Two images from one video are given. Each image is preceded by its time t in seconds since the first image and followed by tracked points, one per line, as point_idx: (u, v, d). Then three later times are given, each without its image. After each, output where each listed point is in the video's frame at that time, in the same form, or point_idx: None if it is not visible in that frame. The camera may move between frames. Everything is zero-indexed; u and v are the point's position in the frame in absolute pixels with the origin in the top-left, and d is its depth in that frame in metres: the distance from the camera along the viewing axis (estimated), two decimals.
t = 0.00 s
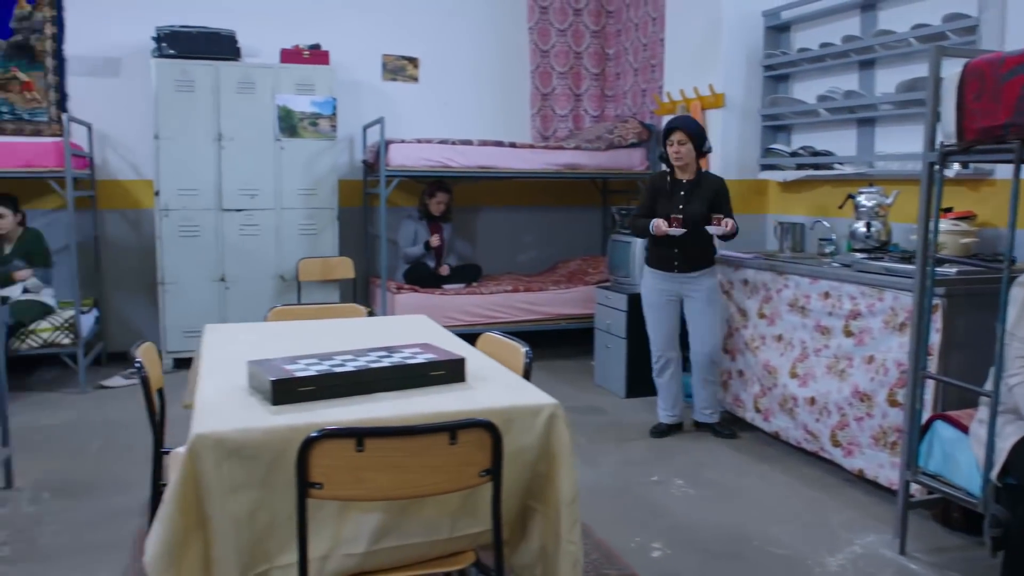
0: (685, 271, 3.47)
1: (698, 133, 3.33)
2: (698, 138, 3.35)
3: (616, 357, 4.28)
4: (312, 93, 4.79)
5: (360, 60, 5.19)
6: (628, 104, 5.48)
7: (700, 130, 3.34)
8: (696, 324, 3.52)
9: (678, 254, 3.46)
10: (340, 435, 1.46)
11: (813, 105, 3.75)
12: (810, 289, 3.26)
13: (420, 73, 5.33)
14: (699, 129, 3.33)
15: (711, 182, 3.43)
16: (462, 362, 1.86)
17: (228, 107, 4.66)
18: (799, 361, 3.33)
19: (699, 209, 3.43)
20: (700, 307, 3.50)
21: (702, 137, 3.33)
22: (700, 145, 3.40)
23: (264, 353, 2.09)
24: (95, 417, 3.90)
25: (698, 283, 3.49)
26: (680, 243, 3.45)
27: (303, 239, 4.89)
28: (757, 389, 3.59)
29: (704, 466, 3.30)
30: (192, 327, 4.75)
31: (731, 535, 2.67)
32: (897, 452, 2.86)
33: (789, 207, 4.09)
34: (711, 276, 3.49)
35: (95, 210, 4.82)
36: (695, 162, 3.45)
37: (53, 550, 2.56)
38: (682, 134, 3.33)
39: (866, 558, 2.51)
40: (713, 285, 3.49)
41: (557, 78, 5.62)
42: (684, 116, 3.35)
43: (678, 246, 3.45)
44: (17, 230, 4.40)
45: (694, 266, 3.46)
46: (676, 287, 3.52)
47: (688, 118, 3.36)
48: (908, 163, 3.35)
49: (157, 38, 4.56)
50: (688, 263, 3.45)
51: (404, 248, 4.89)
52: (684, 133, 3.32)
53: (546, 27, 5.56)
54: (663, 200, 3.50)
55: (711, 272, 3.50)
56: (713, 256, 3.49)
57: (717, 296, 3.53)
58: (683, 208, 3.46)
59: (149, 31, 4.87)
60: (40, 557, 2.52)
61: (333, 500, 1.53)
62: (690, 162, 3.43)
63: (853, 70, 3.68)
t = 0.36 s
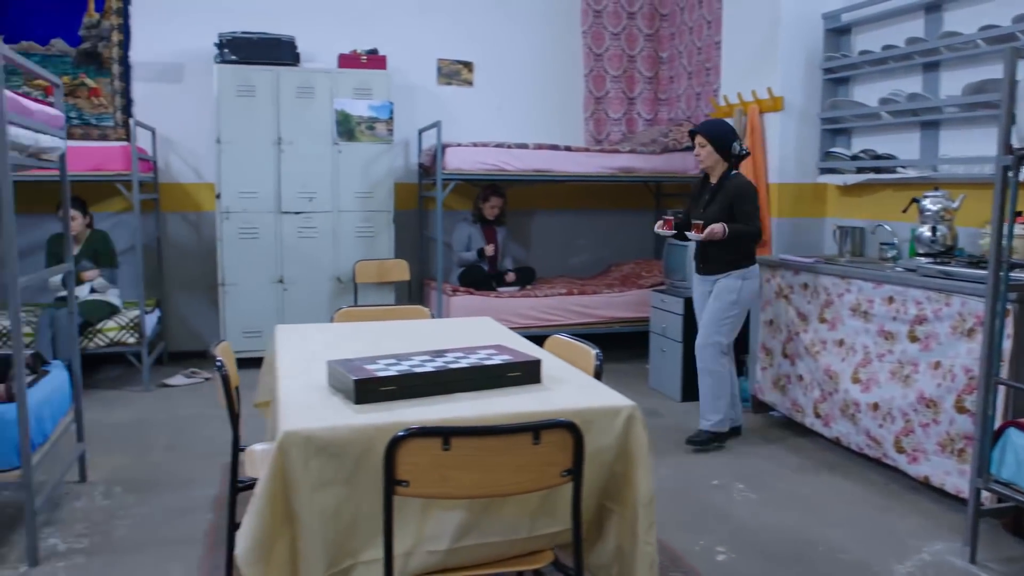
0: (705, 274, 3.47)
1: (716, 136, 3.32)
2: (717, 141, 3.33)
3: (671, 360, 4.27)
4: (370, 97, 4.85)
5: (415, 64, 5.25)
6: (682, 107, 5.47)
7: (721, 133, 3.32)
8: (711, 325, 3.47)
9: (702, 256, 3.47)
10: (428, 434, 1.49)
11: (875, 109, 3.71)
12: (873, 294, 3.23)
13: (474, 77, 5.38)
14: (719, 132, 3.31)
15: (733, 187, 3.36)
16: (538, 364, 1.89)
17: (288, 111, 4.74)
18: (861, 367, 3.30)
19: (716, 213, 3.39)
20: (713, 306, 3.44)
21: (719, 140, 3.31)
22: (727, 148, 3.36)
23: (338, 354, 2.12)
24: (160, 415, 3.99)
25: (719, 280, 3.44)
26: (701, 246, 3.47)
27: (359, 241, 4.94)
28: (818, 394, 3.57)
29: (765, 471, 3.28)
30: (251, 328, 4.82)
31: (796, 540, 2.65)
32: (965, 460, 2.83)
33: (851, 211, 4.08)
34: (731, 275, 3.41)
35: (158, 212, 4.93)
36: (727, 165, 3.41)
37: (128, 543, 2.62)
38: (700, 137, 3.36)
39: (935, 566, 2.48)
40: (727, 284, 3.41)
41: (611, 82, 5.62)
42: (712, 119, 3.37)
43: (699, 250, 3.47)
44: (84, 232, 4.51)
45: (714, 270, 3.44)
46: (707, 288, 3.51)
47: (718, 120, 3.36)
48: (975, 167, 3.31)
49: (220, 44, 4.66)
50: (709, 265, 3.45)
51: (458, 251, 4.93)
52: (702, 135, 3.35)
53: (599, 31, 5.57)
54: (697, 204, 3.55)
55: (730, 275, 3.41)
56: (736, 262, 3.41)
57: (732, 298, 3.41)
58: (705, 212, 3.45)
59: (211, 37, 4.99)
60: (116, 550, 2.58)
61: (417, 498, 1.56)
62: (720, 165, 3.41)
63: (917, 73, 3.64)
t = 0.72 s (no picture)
0: (719, 279, 3.45)
1: (729, 139, 3.29)
2: (729, 143, 3.29)
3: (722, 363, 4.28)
4: (421, 101, 4.89)
5: (465, 67, 5.29)
6: (732, 110, 5.45)
7: (736, 135, 3.28)
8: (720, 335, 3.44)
9: (716, 260, 3.45)
10: (510, 433, 1.51)
11: (933, 111, 3.68)
12: (933, 298, 3.20)
13: (524, 80, 5.41)
14: (733, 135, 3.29)
15: (741, 191, 3.30)
16: (609, 365, 1.91)
17: (340, 115, 4.80)
18: (920, 371, 3.27)
19: (724, 216, 3.36)
20: (724, 314, 3.41)
21: (730, 143, 3.28)
22: (742, 151, 3.31)
23: (408, 354, 2.15)
24: (217, 414, 4.06)
25: (728, 289, 3.40)
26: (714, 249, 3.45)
27: (410, 243, 4.99)
28: (874, 399, 3.54)
29: (822, 476, 3.26)
30: (303, 328, 4.88)
31: (858, 545, 2.64)
32: None
33: (906, 215, 4.05)
34: (737, 284, 3.36)
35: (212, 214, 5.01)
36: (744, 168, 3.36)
37: (196, 538, 2.68)
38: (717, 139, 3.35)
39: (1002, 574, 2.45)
40: (732, 293, 3.36)
41: (659, 84, 5.62)
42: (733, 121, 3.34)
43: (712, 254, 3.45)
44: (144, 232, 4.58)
45: (724, 275, 3.40)
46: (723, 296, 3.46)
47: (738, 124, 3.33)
48: None
49: (275, 49, 4.74)
50: (720, 270, 3.42)
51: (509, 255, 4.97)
52: (718, 137, 3.34)
53: (648, 33, 5.57)
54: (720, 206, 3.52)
55: (738, 282, 3.35)
56: (743, 268, 3.34)
57: (738, 307, 3.35)
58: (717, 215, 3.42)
59: (265, 42, 5.08)
60: (184, 545, 2.64)
61: (496, 497, 1.58)
62: (738, 168, 3.37)
63: (977, 74, 3.60)
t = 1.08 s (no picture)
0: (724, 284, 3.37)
1: (728, 142, 3.21)
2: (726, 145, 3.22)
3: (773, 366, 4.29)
4: (469, 104, 4.92)
5: (512, 71, 5.32)
6: (779, 112, 5.42)
7: (732, 137, 3.20)
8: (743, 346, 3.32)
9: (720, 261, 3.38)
10: (591, 433, 1.53)
11: (990, 113, 3.63)
12: (993, 302, 3.16)
13: (570, 83, 5.42)
14: (731, 137, 3.21)
15: (733, 194, 3.18)
16: (680, 367, 1.92)
17: (390, 118, 4.84)
18: (979, 377, 3.23)
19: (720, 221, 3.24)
20: (738, 326, 3.31)
21: (726, 145, 3.19)
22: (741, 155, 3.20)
23: (476, 355, 2.16)
24: (270, 412, 4.11)
25: (731, 297, 3.32)
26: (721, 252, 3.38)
27: (457, 245, 5.02)
28: (931, 404, 3.50)
29: (879, 480, 3.24)
30: (351, 329, 4.93)
31: (920, 551, 2.62)
32: None
33: (961, 217, 4.01)
34: (741, 291, 3.27)
35: (264, 216, 5.10)
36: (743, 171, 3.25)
37: (259, 534, 2.72)
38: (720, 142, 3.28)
39: None
40: (737, 300, 3.28)
41: (706, 87, 5.60)
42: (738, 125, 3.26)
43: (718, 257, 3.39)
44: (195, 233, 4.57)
45: (724, 278, 3.34)
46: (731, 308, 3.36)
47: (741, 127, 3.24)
48: None
49: (325, 53, 4.78)
50: (722, 273, 3.36)
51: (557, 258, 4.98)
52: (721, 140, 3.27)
53: (694, 36, 5.55)
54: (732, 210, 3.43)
55: (737, 286, 3.29)
56: (738, 271, 3.28)
57: (747, 313, 3.26)
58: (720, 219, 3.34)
59: (315, 46, 5.14)
60: (248, 541, 2.67)
61: (575, 496, 1.60)
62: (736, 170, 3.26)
63: None
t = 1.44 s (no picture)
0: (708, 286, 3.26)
1: (714, 142, 3.09)
2: (713, 148, 3.09)
3: (823, 369, 4.26)
4: (516, 106, 4.95)
5: (558, 74, 5.34)
6: (825, 114, 5.39)
7: (718, 139, 3.08)
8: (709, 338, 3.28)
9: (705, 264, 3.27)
10: (671, 434, 1.54)
11: None
12: None
13: (615, 85, 5.43)
14: (717, 139, 3.09)
15: (718, 196, 3.07)
16: (750, 369, 1.92)
17: (438, 120, 4.87)
18: None
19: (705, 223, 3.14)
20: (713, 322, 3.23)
21: (712, 146, 3.08)
22: (727, 156, 3.08)
23: (542, 356, 2.18)
24: (320, 412, 4.16)
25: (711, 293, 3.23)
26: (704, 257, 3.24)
27: (503, 246, 5.04)
28: (987, 408, 3.46)
29: (935, 485, 3.21)
30: (398, 330, 4.97)
31: (984, 557, 2.59)
32: None
33: (1017, 220, 3.96)
34: (718, 290, 3.17)
35: (312, 218, 5.15)
36: (730, 173, 3.12)
37: (319, 532, 2.74)
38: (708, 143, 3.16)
39: None
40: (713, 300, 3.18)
41: (751, 89, 5.58)
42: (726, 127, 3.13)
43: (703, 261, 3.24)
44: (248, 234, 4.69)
45: (706, 279, 3.23)
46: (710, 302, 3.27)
47: (727, 129, 3.11)
48: None
49: (374, 56, 4.82)
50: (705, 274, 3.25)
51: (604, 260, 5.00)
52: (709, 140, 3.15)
53: (740, 37, 5.54)
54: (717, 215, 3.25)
55: (716, 288, 3.19)
56: (718, 273, 3.17)
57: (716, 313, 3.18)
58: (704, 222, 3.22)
59: (363, 49, 5.19)
60: (309, 538, 2.70)
61: (653, 496, 1.61)
62: (724, 173, 3.14)
63: None
